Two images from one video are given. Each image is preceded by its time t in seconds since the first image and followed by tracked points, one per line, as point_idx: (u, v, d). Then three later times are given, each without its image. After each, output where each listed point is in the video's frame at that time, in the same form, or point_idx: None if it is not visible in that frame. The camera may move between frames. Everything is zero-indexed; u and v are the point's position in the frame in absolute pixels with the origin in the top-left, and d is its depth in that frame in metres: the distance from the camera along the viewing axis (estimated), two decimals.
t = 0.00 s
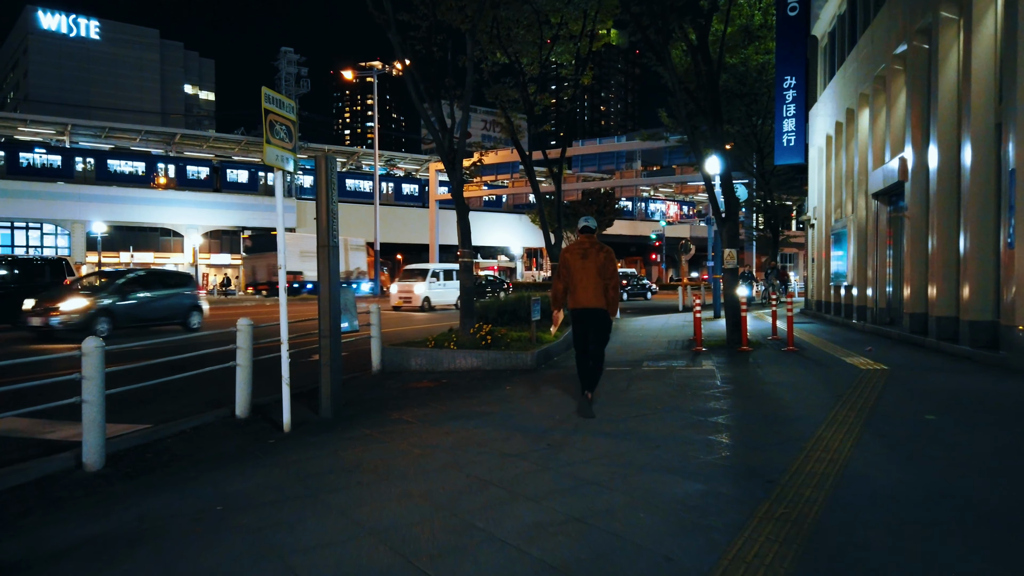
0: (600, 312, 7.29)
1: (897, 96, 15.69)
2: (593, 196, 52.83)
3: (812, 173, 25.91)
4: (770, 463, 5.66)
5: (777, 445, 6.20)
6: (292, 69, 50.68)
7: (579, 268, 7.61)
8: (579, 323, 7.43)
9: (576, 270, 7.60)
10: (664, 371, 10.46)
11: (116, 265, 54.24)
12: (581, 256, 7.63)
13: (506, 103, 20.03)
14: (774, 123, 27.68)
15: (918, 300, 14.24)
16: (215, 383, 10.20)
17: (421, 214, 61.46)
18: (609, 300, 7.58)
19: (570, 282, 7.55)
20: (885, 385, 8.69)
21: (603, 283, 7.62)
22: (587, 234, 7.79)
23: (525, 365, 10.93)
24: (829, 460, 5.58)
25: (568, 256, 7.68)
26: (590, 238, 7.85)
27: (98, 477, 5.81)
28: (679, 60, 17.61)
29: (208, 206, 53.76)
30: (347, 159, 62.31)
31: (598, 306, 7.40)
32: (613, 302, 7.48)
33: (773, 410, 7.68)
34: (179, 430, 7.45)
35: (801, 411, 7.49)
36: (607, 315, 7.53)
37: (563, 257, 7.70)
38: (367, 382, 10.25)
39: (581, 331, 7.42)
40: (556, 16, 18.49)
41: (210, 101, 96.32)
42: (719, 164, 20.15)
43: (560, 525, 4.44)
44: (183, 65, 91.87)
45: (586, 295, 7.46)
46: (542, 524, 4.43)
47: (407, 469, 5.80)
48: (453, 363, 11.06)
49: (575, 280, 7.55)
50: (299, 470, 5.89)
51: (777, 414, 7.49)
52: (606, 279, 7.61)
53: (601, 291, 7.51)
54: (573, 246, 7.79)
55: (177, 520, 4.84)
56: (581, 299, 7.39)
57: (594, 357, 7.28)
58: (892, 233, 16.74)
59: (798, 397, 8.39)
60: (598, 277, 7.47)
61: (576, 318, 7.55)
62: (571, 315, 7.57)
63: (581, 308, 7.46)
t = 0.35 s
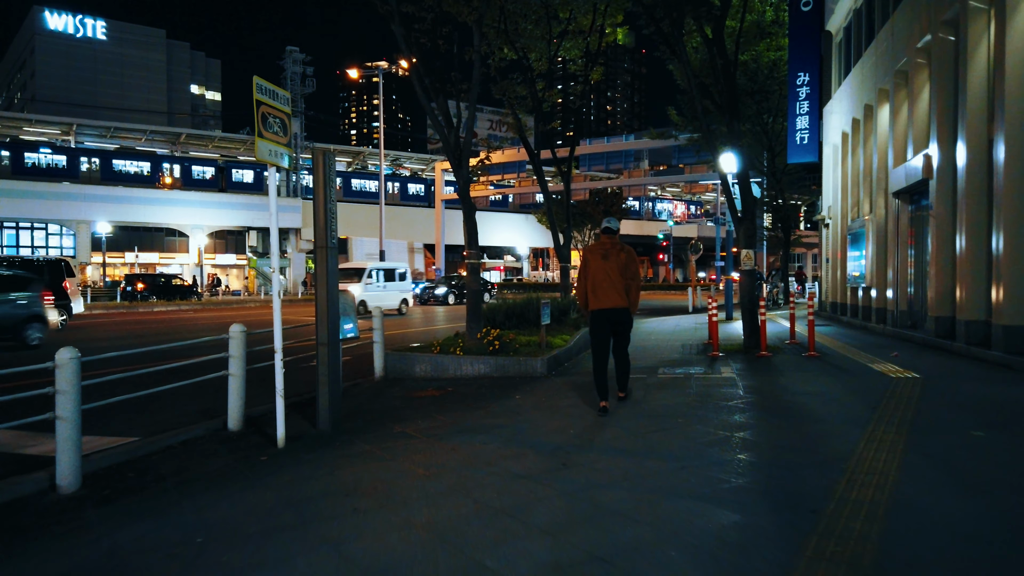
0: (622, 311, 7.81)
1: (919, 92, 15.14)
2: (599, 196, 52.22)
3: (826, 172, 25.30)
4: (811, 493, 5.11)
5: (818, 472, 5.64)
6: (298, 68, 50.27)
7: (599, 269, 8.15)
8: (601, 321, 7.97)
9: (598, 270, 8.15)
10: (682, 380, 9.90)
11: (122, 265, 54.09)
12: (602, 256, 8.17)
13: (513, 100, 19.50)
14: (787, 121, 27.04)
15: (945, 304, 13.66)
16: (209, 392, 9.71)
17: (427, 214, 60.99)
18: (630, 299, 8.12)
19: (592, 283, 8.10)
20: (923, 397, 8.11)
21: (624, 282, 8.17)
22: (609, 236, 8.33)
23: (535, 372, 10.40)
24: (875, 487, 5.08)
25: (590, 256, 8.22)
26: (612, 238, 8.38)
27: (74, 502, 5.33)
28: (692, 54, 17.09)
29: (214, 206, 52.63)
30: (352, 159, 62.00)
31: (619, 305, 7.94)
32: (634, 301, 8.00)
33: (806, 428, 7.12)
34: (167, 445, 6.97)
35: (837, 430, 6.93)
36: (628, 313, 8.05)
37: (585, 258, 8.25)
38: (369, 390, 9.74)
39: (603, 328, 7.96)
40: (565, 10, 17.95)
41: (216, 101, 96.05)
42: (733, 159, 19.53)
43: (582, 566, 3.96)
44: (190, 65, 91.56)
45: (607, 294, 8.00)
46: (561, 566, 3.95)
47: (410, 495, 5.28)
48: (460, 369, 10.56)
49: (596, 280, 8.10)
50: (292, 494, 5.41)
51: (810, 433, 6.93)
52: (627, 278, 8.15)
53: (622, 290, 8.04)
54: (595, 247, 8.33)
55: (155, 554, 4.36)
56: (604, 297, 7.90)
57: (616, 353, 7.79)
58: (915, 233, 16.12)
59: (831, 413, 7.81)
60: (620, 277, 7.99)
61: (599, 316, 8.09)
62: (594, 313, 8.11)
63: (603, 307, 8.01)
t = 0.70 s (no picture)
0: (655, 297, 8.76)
1: (944, 84, 14.57)
2: (606, 196, 51.66)
3: (842, 170, 24.68)
4: (864, 529, 4.56)
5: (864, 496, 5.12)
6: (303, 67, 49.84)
7: (629, 262, 9.12)
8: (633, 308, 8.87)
9: (629, 261, 9.12)
10: (703, 384, 9.35)
11: (126, 265, 53.96)
12: (631, 249, 9.19)
13: (522, 94, 18.97)
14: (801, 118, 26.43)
15: (974, 304, 13.06)
16: (203, 398, 9.22)
17: (432, 214, 60.51)
18: (656, 291, 9.06)
19: (622, 274, 9.06)
20: (966, 411, 7.54)
21: (650, 274, 9.15)
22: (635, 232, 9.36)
23: (547, 376, 9.87)
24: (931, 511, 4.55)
25: (620, 248, 9.18)
26: (636, 234, 9.41)
27: (42, 521, 4.84)
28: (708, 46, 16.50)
29: (218, 205, 52.22)
30: (357, 158, 61.70)
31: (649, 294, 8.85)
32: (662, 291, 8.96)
33: (841, 444, 6.57)
34: (151, 456, 6.47)
35: (877, 447, 6.37)
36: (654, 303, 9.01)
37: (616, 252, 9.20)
38: (372, 396, 9.22)
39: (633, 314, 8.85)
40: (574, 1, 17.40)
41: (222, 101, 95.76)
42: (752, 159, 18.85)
43: None
44: (195, 65, 91.26)
45: (638, 284, 8.97)
46: None
47: (415, 515, 4.77)
48: (467, 373, 10.03)
49: (626, 272, 9.05)
50: (283, 514, 4.92)
51: (848, 450, 6.37)
52: (653, 270, 9.17)
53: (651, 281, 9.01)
54: (623, 241, 9.29)
55: None
56: (636, 284, 8.85)
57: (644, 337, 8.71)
58: (939, 232, 15.52)
59: (867, 425, 7.24)
60: (647, 268, 9.00)
61: (630, 303, 9.03)
62: (625, 302, 9.05)
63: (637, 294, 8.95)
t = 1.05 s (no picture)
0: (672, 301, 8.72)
1: (971, 76, 14.00)
2: (613, 195, 51.11)
3: (857, 168, 24.04)
4: (927, 572, 3.99)
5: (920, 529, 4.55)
6: (308, 65, 49.34)
7: (646, 265, 9.06)
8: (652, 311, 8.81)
9: (647, 264, 9.06)
10: (724, 391, 8.78)
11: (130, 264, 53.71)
12: (649, 252, 9.10)
13: (529, 89, 18.37)
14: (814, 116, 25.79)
15: (1005, 304, 12.44)
16: (194, 406, 8.71)
17: (437, 213, 60.00)
18: (675, 293, 9.00)
19: (642, 278, 9.00)
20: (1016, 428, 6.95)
21: (669, 276, 9.05)
22: (654, 234, 9.30)
23: (558, 383, 9.31)
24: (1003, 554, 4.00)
25: (638, 251, 9.14)
26: (656, 236, 9.35)
27: None
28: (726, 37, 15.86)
29: (223, 205, 51.74)
30: (363, 157, 61.37)
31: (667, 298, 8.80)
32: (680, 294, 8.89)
33: (883, 465, 6.00)
34: (126, 473, 5.92)
35: (925, 471, 5.79)
36: (673, 306, 8.95)
37: (633, 255, 9.14)
38: (372, 404, 8.69)
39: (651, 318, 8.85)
40: None
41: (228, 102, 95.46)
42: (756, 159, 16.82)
43: None
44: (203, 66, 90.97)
45: (656, 287, 8.91)
46: None
47: (413, 550, 4.21)
48: (473, 379, 9.49)
49: (644, 276, 8.99)
50: (265, 545, 4.38)
51: (891, 471, 5.80)
52: (672, 272, 9.10)
53: (670, 283, 8.95)
54: (642, 243, 9.24)
55: None
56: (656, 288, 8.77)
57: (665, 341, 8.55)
58: (965, 229, 14.91)
59: (908, 442, 6.66)
60: (667, 272, 8.91)
61: (648, 307, 8.99)
62: (643, 305, 9.01)
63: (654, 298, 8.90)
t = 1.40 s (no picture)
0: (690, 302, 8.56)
1: (998, 68, 13.42)
2: (619, 195, 50.54)
3: (873, 166, 23.40)
4: None
5: (989, 571, 3.98)
6: (313, 65, 48.81)
7: (663, 267, 8.93)
8: (669, 316, 8.70)
9: (664, 266, 8.90)
10: (746, 401, 8.20)
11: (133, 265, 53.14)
12: (667, 254, 8.96)
13: (536, 84, 17.76)
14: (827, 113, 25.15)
15: None
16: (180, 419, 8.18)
17: (442, 213, 59.50)
18: (692, 298, 8.89)
19: (659, 281, 8.87)
20: None
21: (685, 280, 8.94)
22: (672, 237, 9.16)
23: (568, 392, 8.76)
24: None
25: (656, 252, 9.00)
26: (674, 239, 9.23)
27: None
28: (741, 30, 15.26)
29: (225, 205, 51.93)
30: (367, 157, 60.98)
31: (685, 302, 8.68)
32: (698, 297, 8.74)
33: (930, 490, 5.42)
34: (98, 497, 5.40)
35: (977, 500, 5.22)
36: (689, 310, 8.84)
37: (649, 257, 8.98)
38: (370, 416, 8.16)
39: (668, 322, 8.72)
40: None
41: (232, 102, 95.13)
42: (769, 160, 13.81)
43: None
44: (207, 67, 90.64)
45: (674, 291, 8.78)
46: None
47: None
48: (479, 388, 8.94)
49: (661, 278, 8.86)
50: None
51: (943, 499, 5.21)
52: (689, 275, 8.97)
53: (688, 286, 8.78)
54: (660, 246, 9.08)
55: None
56: (674, 292, 8.65)
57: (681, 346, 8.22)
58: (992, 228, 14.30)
59: (957, 464, 6.06)
60: (685, 275, 8.79)
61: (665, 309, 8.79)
62: (659, 306, 8.82)
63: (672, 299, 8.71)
